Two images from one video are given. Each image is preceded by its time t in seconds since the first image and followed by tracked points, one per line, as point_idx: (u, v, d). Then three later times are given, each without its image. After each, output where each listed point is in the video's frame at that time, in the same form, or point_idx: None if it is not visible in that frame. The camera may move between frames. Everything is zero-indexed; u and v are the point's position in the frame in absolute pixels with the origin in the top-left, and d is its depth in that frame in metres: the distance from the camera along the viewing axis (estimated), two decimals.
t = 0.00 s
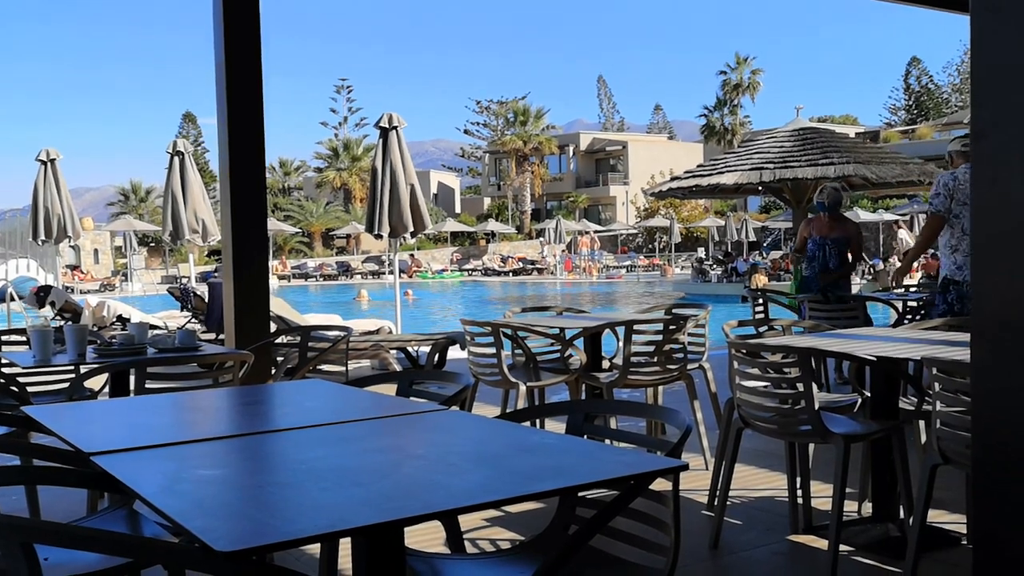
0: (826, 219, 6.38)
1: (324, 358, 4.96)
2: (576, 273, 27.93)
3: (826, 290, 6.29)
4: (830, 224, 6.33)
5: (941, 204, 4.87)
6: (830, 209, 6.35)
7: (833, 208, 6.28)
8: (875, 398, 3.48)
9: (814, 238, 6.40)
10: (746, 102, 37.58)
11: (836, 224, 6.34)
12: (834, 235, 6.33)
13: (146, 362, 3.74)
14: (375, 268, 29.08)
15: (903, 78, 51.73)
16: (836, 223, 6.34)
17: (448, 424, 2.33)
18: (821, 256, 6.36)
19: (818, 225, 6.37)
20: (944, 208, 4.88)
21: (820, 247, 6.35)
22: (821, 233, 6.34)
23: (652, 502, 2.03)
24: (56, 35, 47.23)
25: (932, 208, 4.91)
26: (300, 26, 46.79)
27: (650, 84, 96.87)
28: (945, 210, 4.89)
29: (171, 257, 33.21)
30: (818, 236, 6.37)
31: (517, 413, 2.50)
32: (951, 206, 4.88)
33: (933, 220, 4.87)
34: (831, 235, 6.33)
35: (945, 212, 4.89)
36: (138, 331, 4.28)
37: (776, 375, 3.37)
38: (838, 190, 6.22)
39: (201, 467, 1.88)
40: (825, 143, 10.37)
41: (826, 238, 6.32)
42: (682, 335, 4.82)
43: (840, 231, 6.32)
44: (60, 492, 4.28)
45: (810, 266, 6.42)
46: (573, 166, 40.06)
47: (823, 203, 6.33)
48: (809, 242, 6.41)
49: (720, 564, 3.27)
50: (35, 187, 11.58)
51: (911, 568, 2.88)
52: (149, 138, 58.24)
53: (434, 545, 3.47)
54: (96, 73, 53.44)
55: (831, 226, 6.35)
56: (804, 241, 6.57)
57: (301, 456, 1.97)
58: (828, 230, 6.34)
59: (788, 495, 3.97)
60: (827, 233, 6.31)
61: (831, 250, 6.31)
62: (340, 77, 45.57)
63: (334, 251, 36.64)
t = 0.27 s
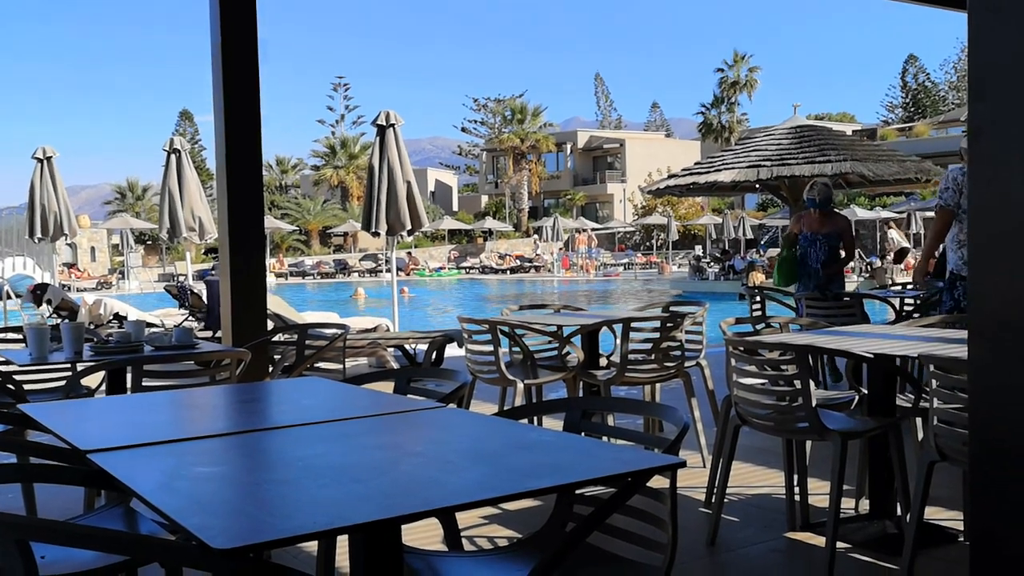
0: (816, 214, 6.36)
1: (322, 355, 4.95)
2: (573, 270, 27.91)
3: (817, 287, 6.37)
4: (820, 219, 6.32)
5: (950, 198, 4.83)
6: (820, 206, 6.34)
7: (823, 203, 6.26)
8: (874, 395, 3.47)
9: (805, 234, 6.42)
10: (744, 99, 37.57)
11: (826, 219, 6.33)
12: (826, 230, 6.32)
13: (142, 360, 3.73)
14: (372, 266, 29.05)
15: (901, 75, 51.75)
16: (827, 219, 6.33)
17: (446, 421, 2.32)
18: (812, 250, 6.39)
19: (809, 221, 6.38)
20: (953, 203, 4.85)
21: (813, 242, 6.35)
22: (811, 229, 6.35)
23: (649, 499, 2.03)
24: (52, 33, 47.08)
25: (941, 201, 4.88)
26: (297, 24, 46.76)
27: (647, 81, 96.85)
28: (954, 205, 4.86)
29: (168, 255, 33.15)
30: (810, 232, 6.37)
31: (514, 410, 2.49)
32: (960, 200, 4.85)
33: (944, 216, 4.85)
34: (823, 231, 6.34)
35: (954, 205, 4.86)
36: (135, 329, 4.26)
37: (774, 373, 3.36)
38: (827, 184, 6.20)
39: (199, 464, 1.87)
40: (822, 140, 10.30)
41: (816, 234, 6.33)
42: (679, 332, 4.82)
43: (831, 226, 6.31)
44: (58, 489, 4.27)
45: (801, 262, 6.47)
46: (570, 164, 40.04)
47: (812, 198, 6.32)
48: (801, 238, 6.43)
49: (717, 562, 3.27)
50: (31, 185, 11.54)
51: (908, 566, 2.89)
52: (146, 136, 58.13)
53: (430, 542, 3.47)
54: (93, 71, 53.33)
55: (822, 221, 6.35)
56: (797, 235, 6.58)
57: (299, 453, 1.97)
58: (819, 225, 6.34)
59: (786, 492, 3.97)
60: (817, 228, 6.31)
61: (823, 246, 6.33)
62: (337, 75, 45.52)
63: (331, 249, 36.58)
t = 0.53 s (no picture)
0: (813, 212, 6.23)
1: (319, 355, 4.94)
2: (571, 270, 27.90)
3: (814, 286, 6.33)
4: (816, 218, 6.20)
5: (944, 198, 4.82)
6: (815, 205, 6.21)
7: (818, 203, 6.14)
8: (870, 395, 3.48)
9: (802, 233, 6.31)
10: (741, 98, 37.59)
11: (822, 219, 6.21)
12: (823, 229, 6.22)
13: (139, 360, 3.72)
14: (369, 265, 29.02)
15: (897, 74, 51.85)
16: (822, 217, 6.21)
17: (442, 421, 2.32)
18: (809, 249, 6.30)
19: (805, 220, 6.27)
20: (948, 202, 4.84)
21: (809, 240, 6.26)
22: (808, 228, 6.24)
23: (646, 498, 2.02)
24: (49, 33, 47.01)
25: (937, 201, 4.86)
26: (294, 23, 46.72)
27: (644, 80, 96.86)
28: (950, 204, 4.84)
29: (164, 254, 33.09)
30: (806, 230, 6.27)
31: (511, 410, 2.49)
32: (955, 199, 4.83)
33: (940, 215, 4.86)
34: (820, 230, 6.24)
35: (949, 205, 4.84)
36: (131, 328, 4.25)
37: (771, 372, 3.35)
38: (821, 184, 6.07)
39: (194, 465, 1.87)
40: (819, 140, 10.38)
41: (813, 232, 6.23)
42: (676, 332, 4.82)
43: (827, 225, 6.19)
44: (54, 490, 4.26)
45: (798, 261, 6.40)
46: (567, 163, 40.05)
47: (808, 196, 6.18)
48: (797, 236, 6.33)
49: (714, 561, 3.28)
50: (27, 184, 11.52)
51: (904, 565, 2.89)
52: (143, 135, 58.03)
53: (427, 542, 3.47)
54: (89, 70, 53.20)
55: (819, 220, 6.23)
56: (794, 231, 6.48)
57: (295, 454, 1.97)
58: (815, 224, 6.23)
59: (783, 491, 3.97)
60: (813, 228, 6.21)
61: (821, 245, 6.24)
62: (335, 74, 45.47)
63: (328, 249, 36.55)
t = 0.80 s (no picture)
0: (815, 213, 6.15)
1: (315, 354, 4.91)
2: (568, 270, 27.89)
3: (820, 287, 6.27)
4: (820, 220, 6.13)
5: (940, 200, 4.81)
6: (816, 206, 6.14)
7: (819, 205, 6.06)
8: (865, 395, 3.48)
9: (805, 234, 6.25)
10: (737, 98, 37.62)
11: (825, 220, 6.13)
12: (826, 230, 6.14)
13: (135, 360, 3.71)
14: (366, 265, 28.99)
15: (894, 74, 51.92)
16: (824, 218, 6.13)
17: (439, 421, 2.32)
18: (813, 250, 6.24)
19: (808, 222, 6.20)
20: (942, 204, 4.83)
21: (812, 242, 6.20)
22: (811, 230, 6.18)
23: (642, 499, 2.02)
24: (45, 32, 46.88)
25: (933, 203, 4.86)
26: (290, 23, 46.68)
27: (641, 80, 96.90)
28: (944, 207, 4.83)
29: (161, 254, 33.01)
30: (810, 232, 6.20)
31: (507, 410, 2.49)
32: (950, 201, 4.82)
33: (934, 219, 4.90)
34: (824, 231, 6.16)
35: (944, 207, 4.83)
36: (126, 329, 4.24)
37: (766, 372, 3.35)
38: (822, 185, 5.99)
39: (190, 465, 1.86)
40: (816, 140, 10.42)
41: (816, 234, 6.16)
42: (673, 331, 4.82)
43: (831, 226, 6.11)
44: (49, 490, 4.26)
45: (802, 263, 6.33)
46: (564, 163, 40.06)
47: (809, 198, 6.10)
48: (801, 239, 6.26)
49: (711, 561, 3.27)
50: (22, 184, 11.50)
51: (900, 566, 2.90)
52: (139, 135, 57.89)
53: (424, 543, 3.46)
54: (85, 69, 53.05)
55: (821, 222, 6.16)
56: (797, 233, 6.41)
57: (291, 454, 1.96)
58: (818, 226, 6.16)
59: (778, 492, 3.98)
60: (817, 229, 6.13)
61: (825, 246, 6.17)
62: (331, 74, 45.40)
63: (325, 249, 36.51)
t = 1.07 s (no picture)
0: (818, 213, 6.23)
1: (311, 354, 4.90)
2: (564, 269, 27.89)
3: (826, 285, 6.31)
4: (822, 220, 6.21)
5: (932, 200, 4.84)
6: (818, 207, 6.22)
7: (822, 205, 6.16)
8: (862, 394, 3.48)
9: (809, 236, 6.33)
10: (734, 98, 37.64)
11: (828, 219, 6.21)
12: (830, 230, 6.23)
13: (131, 360, 3.70)
14: (363, 264, 28.96)
15: (891, 74, 51.95)
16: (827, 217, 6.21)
17: (436, 420, 2.32)
18: (817, 250, 6.31)
19: (810, 222, 6.28)
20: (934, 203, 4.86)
21: (816, 242, 6.27)
22: (814, 230, 6.25)
23: (639, 497, 2.02)
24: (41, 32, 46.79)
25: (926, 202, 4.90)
26: (287, 22, 46.67)
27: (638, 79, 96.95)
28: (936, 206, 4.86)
29: (157, 253, 32.97)
30: (813, 233, 6.28)
31: (504, 409, 2.49)
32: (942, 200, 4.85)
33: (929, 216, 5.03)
34: (826, 231, 6.25)
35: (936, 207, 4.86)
36: (123, 328, 4.23)
37: (764, 372, 3.36)
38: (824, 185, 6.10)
39: (186, 464, 1.86)
40: (812, 139, 10.45)
41: (820, 234, 6.23)
42: (670, 330, 4.82)
43: (835, 225, 6.19)
44: (45, 490, 4.25)
45: (806, 264, 6.38)
46: (561, 162, 40.09)
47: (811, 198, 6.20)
48: (805, 240, 6.34)
49: (708, 561, 3.27)
50: (18, 182, 11.48)
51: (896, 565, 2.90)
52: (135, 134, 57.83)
53: (420, 542, 3.47)
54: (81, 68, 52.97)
55: (825, 221, 6.24)
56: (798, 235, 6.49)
57: (288, 454, 1.96)
58: (821, 226, 6.24)
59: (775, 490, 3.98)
60: (821, 229, 6.21)
61: (829, 246, 6.24)
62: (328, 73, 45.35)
63: (321, 248, 36.48)
